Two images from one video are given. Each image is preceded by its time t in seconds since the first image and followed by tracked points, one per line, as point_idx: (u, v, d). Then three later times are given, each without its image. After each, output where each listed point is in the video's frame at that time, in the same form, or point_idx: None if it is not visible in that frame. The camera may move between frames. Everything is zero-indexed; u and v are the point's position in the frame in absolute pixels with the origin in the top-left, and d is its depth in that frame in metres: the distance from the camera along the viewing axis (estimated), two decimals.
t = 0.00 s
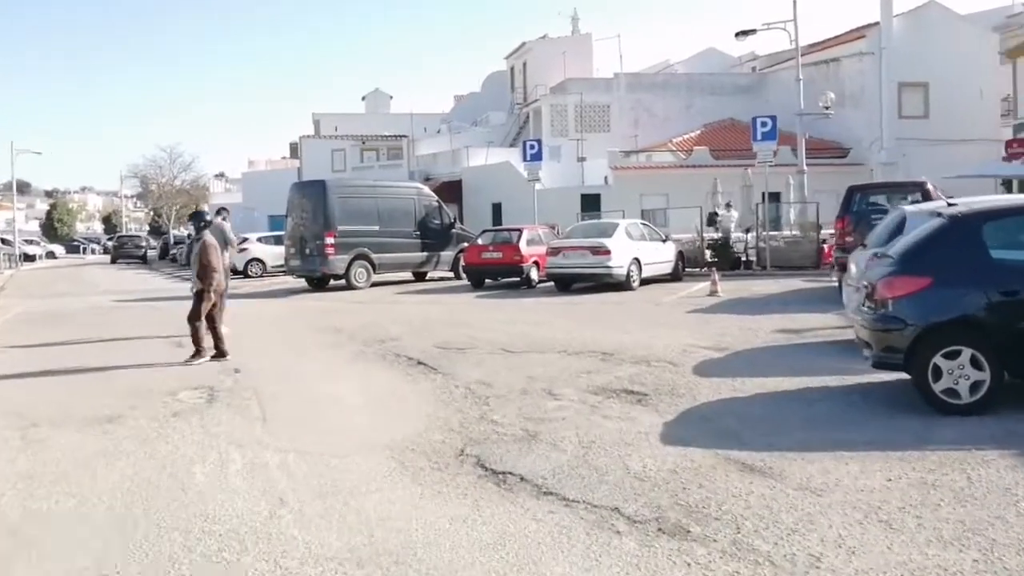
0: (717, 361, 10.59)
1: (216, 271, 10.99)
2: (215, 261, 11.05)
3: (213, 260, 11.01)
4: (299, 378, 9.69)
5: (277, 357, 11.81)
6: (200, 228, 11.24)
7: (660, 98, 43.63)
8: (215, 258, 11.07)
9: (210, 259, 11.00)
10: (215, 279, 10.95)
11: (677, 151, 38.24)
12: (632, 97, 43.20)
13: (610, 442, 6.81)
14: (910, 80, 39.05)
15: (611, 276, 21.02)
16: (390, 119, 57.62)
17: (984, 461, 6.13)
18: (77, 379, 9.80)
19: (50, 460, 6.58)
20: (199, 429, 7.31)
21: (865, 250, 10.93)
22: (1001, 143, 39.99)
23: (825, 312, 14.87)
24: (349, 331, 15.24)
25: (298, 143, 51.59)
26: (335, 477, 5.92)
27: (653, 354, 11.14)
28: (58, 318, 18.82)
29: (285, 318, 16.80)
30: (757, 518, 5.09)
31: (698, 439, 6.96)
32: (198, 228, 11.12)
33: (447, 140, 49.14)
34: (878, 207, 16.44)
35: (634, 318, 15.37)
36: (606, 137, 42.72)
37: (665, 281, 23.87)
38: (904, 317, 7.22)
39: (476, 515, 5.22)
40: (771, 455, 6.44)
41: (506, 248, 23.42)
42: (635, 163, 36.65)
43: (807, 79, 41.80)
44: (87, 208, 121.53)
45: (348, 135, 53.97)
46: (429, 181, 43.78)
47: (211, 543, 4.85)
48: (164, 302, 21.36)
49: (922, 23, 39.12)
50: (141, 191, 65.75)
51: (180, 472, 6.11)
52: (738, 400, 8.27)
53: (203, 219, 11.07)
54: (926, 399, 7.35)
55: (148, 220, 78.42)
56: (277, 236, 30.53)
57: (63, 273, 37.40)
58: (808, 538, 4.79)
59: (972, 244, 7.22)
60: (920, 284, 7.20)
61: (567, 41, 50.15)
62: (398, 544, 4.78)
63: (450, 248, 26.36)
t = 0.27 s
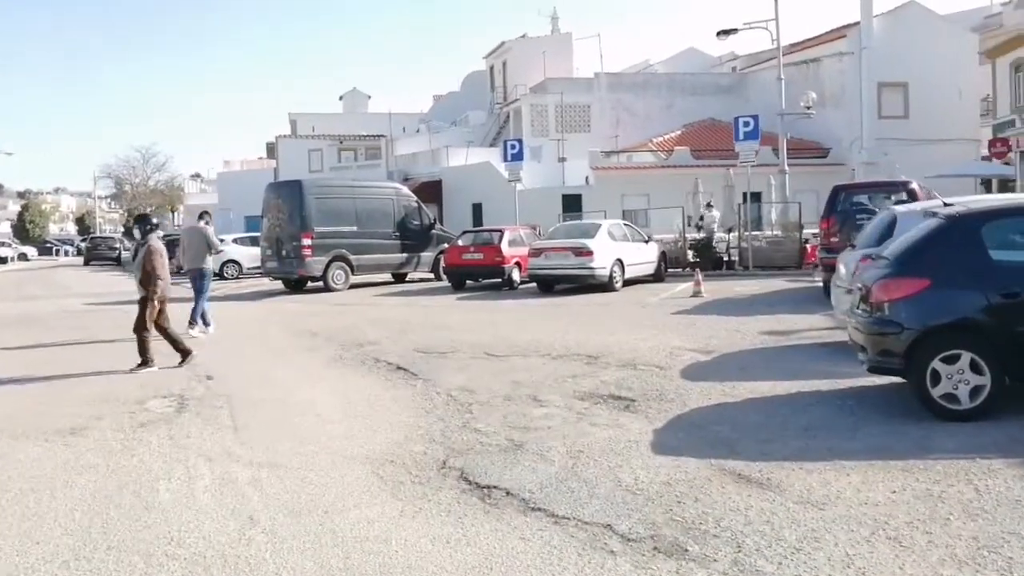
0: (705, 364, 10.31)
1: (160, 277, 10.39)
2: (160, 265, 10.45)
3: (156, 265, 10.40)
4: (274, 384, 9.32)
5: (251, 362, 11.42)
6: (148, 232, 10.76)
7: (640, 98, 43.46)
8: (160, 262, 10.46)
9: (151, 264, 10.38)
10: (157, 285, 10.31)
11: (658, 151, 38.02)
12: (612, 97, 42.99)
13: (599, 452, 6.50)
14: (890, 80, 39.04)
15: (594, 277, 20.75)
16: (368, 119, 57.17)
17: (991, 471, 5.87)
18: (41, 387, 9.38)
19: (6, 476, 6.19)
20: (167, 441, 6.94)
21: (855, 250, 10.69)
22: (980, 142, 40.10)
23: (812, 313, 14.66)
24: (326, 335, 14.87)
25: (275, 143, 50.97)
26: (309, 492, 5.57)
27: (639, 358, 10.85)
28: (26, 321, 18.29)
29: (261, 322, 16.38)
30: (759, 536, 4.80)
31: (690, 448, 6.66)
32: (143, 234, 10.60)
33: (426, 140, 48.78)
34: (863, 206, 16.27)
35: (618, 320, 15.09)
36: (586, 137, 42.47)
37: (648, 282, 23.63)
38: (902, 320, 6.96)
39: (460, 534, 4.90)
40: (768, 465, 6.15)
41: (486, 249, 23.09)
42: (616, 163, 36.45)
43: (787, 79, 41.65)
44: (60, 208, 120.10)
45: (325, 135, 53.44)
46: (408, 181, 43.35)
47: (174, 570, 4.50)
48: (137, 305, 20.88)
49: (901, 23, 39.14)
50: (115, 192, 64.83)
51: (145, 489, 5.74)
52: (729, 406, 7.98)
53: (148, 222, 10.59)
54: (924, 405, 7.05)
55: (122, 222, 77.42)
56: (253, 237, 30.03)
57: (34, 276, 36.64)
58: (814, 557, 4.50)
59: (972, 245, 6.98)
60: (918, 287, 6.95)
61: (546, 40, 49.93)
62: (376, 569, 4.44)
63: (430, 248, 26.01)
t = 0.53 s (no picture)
0: (692, 367, 9.98)
1: (90, 277, 9.76)
2: (92, 263, 9.82)
3: (85, 265, 9.78)
4: (243, 389, 8.90)
5: (220, 365, 10.98)
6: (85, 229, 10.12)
7: (618, 96, 43.20)
8: (94, 263, 9.85)
9: (80, 264, 9.78)
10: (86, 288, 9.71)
11: (637, 150, 37.76)
12: (590, 95, 42.73)
13: (586, 461, 6.14)
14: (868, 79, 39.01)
15: (574, 277, 20.42)
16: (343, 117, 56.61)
17: (1000, 479, 5.57)
18: None
19: None
20: (127, 451, 6.50)
21: (844, 247, 10.36)
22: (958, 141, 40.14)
23: (797, 313, 14.39)
24: (301, 337, 14.44)
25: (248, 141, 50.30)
26: (277, 508, 5.17)
27: (623, 360, 10.52)
28: None
29: (233, 324, 15.92)
30: (762, 556, 4.46)
31: (682, 456, 6.32)
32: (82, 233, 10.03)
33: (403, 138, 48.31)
34: (847, 204, 16.00)
35: (600, 321, 14.76)
36: (564, 136, 42.16)
37: (629, 282, 23.34)
38: (899, 321, 6.58)
39: (439, 555, 4.52)
40: (764, 474, 5.81)
41: (464, 248, 22.70)
42: (595, 162, 36.21)
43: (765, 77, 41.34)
44: (30, 207, 118.54)
45: (299, 134, 52.83)
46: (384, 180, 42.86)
47: None
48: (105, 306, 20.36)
49: (878, 22, 39.12)
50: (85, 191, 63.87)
51: (98, 505, 5.31)
52: (720, 411, 7.64)
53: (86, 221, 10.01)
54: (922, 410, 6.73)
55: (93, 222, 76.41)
56: (226, 237, 29.48)
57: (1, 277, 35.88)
58: None
59: (971, 240, 6.60)
60: (917, 285, 6.56)
61: (523, 38, 49.61)
62: None
63: (407, 248, 25.59)
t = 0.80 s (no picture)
0: (675, 367, 9.73)
1: (22, 281, 9.31)
2: (24, 268, 9.37)
3: (16, 270, 9.34)
4: (212, 393, 8.58)
5: (189, 368, 10.63)
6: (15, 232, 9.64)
7: (598, 92, 42.98)
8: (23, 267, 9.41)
9: (10, 269, 9.33)
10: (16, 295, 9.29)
11: (617, 146, 37.58)
12: (570, 91, 42.51)
13: (569, 469, 5.88)
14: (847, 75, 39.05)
15: (554, 275, 20.17)
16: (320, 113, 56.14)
17: (999, 484, 5.33)
18: None
19: None
20: (84, 463, 6.18)
21: (829, 245, 10.14)
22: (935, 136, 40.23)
23: (780, 310, 14.20)
24: (274, 338, 14.10)
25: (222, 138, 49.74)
26: (241, 526, 4.86)
27: (605, 360, 10.26)
28: None
29: (204, 325, 15.55)
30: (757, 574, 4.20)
31: (668, 461, 6.06)
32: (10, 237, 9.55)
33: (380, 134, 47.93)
34: (830, 200, 15.84)
35: (580, 320, 14.51)
36: (543, 132, 41.92)
37: (609, 279, 23.13)
38: (892, 321, 6.30)
39: None
40: (755, 481, 5.56)
41: (442, 246, 22.41)
42: (574, 158, 36.00)
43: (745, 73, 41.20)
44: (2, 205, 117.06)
45: (274, 130, 52.29)
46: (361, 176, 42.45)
47: None
48: (75, 306, 19.93)
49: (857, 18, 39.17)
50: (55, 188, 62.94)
51: (49, 524, 4.99)
52: (705, 414, 7.37)
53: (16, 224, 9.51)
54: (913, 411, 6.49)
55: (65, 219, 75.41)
56: (200, 235, 29.03)
57: None
58: None
59: (967, 237, 6.32)
60: (911, 283, 6.28)
61: (502, 32, 49.33)
62: None
63: (384, 245, 25.29)
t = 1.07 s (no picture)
0: (657, 367, 9.40)
1: None
2: None
3: None
4: (173, 402, 8.21)
5: (150, 374, 10.20)
6: None
7: (575, 88, 42.68)
8: None
9: None
10: None
11: (595, 143, 37.26)
12: (548, 87, 42.18)
13: (550, 478, 5.53)
14: (825, 72, 38.95)
15: (531, 273, 19.83)
16: (294, 110, 55.55)
17: (1003, 488, 5.02)
18: None
19: None
20: (28, 477, 5.79)
21: (814, 240, 9.86)
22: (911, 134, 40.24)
23: (761, 309, 13.92)
24: (243, 340, 13.67)
25: (192, 134, 49.01)
26: (194, 546, 4.51)
27: (584, 361, 9.93)
28: None
29: (170, 327, 15.08)
30: None
31: (653, 465, 5.71)
32: None
33: (354, 131, 47.46)
34: (810, 195, 15.59)
35: (558, 319, 14.18)
36: (521, 128, 41.60)
37: (587, 278, 22.82)
38: (886, 318, 5.98)
39: None
40: (745, 487, 5.22)
41: (418, 244, 22.03)
42: (550, 155, 35.72)
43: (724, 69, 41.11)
44: None
45: (246, 126, 51.66)
46: (335, 174, 41.98)
47: None
48: (37, 308, 19.39)
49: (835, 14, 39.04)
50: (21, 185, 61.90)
51: None
52: (690, 415, 7.03)
53: None
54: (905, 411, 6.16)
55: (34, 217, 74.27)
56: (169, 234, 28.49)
57: None
58: None
59: (965, 230, 6.01)
60: (906, 279, 5.98)
61: (479, 27, 48.95)
62: None
63: (358, 244, 24.89)
